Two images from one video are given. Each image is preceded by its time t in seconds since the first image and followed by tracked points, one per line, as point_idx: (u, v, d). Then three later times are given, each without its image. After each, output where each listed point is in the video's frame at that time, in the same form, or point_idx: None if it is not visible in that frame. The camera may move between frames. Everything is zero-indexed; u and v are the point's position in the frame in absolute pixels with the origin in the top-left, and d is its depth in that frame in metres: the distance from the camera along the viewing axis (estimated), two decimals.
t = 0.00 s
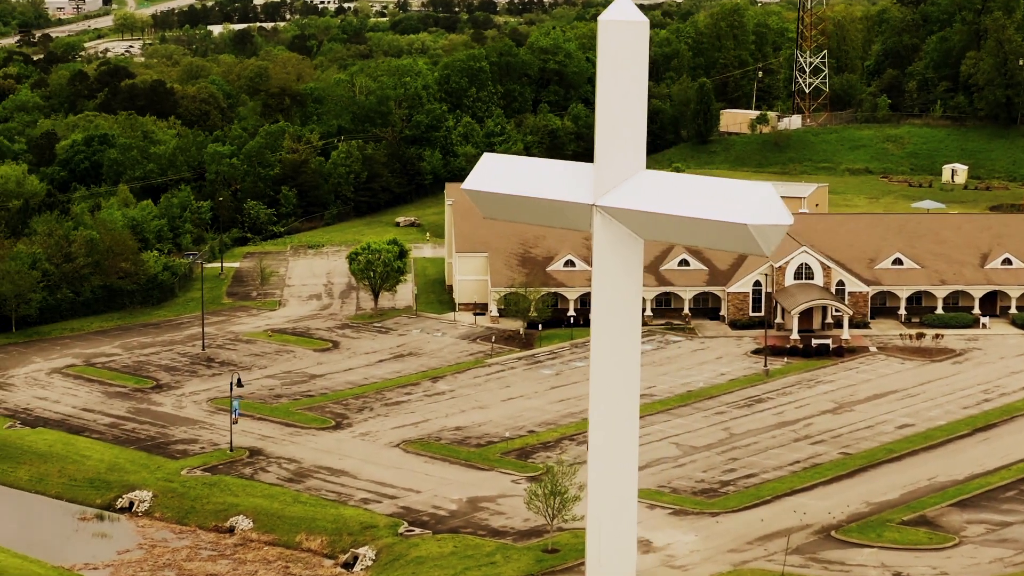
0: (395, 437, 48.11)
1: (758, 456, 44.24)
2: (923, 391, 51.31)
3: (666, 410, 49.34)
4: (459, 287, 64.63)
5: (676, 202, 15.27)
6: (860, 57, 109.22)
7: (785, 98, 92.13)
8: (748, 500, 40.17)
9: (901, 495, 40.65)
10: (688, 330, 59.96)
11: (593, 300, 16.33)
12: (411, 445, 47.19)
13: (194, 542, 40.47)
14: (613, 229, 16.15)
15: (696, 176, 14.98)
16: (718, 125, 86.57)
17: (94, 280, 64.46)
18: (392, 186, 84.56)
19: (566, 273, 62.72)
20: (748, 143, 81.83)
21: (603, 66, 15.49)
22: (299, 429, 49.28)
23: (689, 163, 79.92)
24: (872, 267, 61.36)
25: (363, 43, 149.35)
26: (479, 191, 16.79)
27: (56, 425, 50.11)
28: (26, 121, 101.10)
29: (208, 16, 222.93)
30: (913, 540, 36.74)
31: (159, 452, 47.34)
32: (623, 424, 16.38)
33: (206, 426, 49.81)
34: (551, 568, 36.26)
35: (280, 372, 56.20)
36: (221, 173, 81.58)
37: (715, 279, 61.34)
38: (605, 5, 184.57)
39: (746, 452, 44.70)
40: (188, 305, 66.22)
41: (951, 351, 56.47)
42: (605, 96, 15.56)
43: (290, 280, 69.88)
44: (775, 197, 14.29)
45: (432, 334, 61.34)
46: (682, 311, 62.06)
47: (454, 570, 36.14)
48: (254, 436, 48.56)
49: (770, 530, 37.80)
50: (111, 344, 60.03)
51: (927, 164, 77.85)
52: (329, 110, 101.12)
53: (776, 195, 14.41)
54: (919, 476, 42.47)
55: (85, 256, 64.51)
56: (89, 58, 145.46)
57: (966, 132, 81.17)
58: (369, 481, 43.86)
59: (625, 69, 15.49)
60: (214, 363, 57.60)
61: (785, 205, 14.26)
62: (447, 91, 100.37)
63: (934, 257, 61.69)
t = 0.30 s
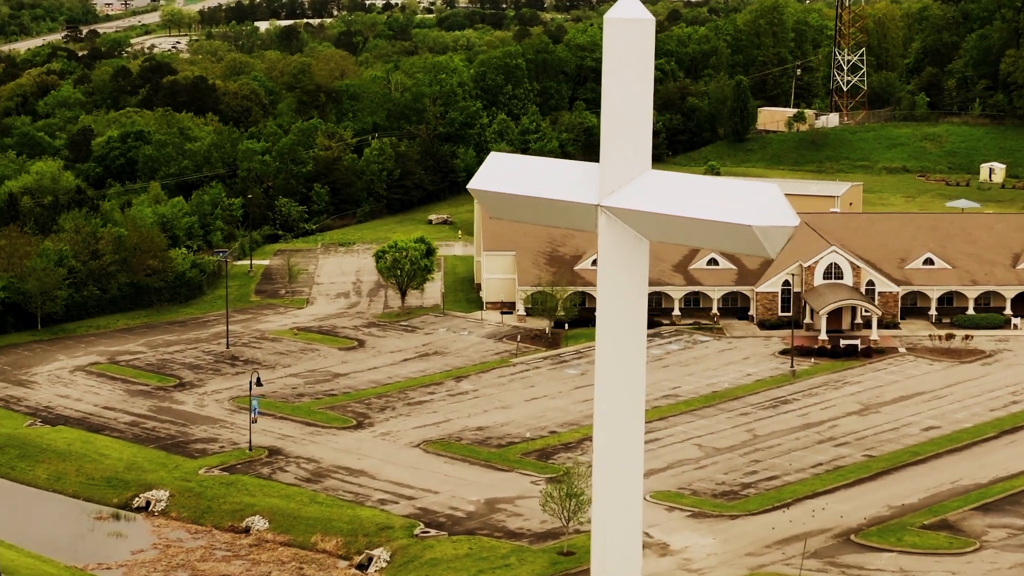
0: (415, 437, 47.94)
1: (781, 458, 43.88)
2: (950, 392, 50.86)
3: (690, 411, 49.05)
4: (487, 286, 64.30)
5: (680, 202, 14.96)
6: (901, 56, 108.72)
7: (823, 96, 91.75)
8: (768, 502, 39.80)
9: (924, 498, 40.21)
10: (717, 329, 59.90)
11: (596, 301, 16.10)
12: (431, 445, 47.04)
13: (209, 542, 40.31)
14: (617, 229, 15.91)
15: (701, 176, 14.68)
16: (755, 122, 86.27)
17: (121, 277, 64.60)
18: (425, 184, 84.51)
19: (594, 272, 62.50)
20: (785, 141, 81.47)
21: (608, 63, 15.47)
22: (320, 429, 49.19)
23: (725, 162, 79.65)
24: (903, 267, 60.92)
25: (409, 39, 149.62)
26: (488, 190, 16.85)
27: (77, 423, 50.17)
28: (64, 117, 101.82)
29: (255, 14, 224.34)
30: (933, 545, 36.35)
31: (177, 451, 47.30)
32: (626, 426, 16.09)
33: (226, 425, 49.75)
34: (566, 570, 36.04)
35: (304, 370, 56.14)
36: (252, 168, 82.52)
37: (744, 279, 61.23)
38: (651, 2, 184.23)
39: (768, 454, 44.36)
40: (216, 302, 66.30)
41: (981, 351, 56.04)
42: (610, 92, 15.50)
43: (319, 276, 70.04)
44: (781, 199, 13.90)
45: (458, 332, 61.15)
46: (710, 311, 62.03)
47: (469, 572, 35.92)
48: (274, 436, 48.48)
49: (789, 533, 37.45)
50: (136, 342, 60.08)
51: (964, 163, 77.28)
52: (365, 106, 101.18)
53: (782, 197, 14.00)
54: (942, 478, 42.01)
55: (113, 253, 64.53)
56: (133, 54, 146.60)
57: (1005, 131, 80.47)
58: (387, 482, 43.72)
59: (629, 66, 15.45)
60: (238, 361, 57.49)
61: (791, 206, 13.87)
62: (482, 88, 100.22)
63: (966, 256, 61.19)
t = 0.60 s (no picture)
0: (437, 437, 47.71)
1: (803, 461, 43.47)
2: (978, 395, 50.37)
3: (714, 412, 48.72)
4: (515, 285, 64.02)
5: (685, 204, 14.92)
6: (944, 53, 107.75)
7: (862, 93, 91.14)
8: (789, 505, 39.42)
9: (947, 502, 39.78)
10: (746, 330, 59.53)
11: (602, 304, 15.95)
12: (452, 445, 46.82)
13: (224, 542, 40.19)
14: (622, 231, 15.80)
15: (706, 177, 14.66)
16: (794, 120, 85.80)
17: (149, 276, 64.57)
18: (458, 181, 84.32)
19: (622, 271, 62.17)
20: (822, 139, 80.94)
21: (611, 61, 15.33)
22: (341, 428, 49.04)
23: (762, 160, 79.25)
24: (934, 267, 60.72)
25: (454, 35, 149.51)
26: (492, 189, 16.58)
27: (97, 421, 50.07)
28: (104, 114, 102.36)
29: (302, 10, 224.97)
30: (953, 549, 35.93)
31: (196, 451, 47.13)
32: (631, 430, 15.94)
33: (246, 424, 49.61)
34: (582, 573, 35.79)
35: (328, 369, 55.97)
36: (285, 165, 82.89)
37: (774, 279, 61.02)
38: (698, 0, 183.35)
39: (791, 457, 43.97)
40: (243, 300, 66.26)
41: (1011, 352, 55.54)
42: (616, 90, 15.37)
43: (348, 275, 69.89)
44: (786, 199, 13.87)
45: (484, 331, 60.89)
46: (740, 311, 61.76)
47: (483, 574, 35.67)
48: (295, 435, 48.31)
49: (809, 537, 37.09)
50: (161, 340, 60.08)
51: (1003, 161, 76.53)
52: (401, 103, 101.06)
53: (787, 197, 13.96)
54: (966, 482, 41.55)
55: (140, 250, 64.86)
56: (178, 51, 147.31)
57: None
58: (405, 482, 43.53)
59: (634, 62, 15.28)
60: (262, 360, 57.37)
61: (796, 207, 13.84)
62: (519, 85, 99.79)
63: (999, 257, 60.86)
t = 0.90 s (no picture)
0: (458, 437, 47.53)
1: (827, 463, 43.09)
2: (1007, 397, 49.85)
3: (739, 413, 48.41)
4: (543, 284, 63.84)
5: (690, 203, 14.69)
6: (995, 50, 106.50)
7: (904, 91, 90.36)
8: (810, 508, 39.08)
9: (971, 506, 39.35)
10: (775, 330, 59.18)
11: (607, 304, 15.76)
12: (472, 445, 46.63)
13: (241, 542, 40.07)
14: (627, 230, 15.61)
15: (710, 176, 14.41)
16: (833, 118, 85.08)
17: (177, 272, 64.93)
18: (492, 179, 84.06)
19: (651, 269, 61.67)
20: (861, 137, 80.34)
21: (617, 60, 15.09)
22: (363, 427, 48.88)
23: (800, 159, 78.74)
24: (966, 267, 60.35)
25: (500, 31, 148.97)
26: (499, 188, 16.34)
27: (118, 419, 50.05)
28: (144, 110, 103.01)
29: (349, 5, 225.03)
30: (974, 554, 35.58)
31: (215, 450, 47.02)
32: (636, 431, 15.75)
33: (267, 423, 49.47)
34: None
35: (352, 368, 55.85)
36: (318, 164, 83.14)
37: (804, 279, 60.64)
38: None
39: (815, 459, 43.60)
40: (272, 299, 66.44)
41: None
42: (622, 87, 15.14)
43: (378, 273, 70.18)
44: (790, 200, 13.61)
45: (511, 331, 60.69)
46: (770, 311, 61.06)
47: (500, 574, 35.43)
48: (315, 434, 48.14)
49: (829, 540, 36.69)
50: (187, 338, 60.07)
51: None
52: (438, 100, 100.88)
53: (792, 198, 13.70)
54: (989, 485, 41.16)
55: (168, 247, 65.46)
56: (225, 47, 148.11)
57: None
58: (423, 483, 43.34)
59: (640, 59, 15.07)
60: (287, 358, 57.22)
61: (800, 208, 13.57)
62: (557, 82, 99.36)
63: None
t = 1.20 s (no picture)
0: (480, 437, 47.40)
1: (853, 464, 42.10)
2: None
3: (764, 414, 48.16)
4: (572, 282, 63.18)
5: (694, 204, 14.47)
6: None
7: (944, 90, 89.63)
8: (831, 512, 38.20)
9: (996, 509, 38.14)
10: (804, 329, 58.87)
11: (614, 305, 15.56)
12: (494, 446, 46.43)
13: (256, 543, 39.98)
14: (634, 230, 15.41)
15: (716, 178, 14.17)
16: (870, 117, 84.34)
17: (204, 269, 65.28)
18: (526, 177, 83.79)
19: (680, 268, 61.04)
20: (899, 135, 79.79)
21: (624, 57, 14.91)
22: (384, 427, 48.75)
23: (837, 157, 78.30)
24: (998, 267, 60.55)
25: (545, 28, 148.37)
26: (508, 188, 16.08)
27: (140, 417, 50.01)
28: (185, 107, 103.64)
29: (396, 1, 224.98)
30: (995, 560, 34.29)
31: (235, 449, 46.94)
32: (640, 434, 15.52)
33: (288, 422, 49.32)
34: None
35: (376, 367, 55.76)
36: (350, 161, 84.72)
37: (834, 279, 60.66)
38: None
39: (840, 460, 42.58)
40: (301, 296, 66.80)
41: None
42: (630, 86, 14.95)
43: (410, 272, 70.56)
44: (795, 202, 13.30)
45: (539, 330, 60.51)
46: (799, 311, 61.33)
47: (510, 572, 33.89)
48: (337, 434, 48.02)
49: (848, 545, 35.74)
50: (213, 336, 60.07)
51: None
52: (475, 97, 100.71)
53: (797, 198, 13.43)
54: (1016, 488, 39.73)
55: (197, 244, 65.80)
56: (272, 44, 148.81)
57: None
58: (443, 483, 43.19)
59: (649, 56, 14.87)
60: (312, 357, 57.12)
61: (805, 209, 13.25)
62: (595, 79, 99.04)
63: None
